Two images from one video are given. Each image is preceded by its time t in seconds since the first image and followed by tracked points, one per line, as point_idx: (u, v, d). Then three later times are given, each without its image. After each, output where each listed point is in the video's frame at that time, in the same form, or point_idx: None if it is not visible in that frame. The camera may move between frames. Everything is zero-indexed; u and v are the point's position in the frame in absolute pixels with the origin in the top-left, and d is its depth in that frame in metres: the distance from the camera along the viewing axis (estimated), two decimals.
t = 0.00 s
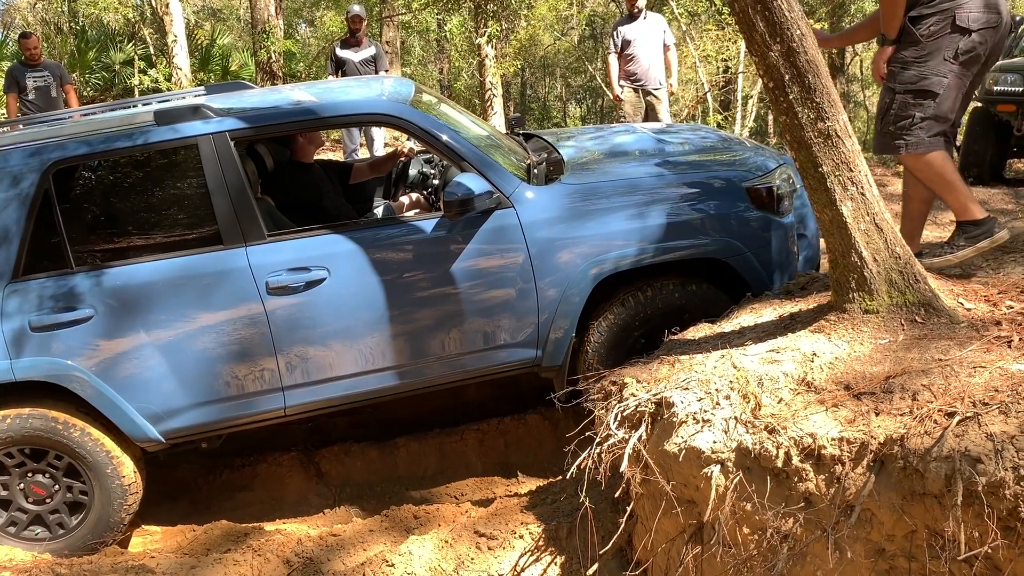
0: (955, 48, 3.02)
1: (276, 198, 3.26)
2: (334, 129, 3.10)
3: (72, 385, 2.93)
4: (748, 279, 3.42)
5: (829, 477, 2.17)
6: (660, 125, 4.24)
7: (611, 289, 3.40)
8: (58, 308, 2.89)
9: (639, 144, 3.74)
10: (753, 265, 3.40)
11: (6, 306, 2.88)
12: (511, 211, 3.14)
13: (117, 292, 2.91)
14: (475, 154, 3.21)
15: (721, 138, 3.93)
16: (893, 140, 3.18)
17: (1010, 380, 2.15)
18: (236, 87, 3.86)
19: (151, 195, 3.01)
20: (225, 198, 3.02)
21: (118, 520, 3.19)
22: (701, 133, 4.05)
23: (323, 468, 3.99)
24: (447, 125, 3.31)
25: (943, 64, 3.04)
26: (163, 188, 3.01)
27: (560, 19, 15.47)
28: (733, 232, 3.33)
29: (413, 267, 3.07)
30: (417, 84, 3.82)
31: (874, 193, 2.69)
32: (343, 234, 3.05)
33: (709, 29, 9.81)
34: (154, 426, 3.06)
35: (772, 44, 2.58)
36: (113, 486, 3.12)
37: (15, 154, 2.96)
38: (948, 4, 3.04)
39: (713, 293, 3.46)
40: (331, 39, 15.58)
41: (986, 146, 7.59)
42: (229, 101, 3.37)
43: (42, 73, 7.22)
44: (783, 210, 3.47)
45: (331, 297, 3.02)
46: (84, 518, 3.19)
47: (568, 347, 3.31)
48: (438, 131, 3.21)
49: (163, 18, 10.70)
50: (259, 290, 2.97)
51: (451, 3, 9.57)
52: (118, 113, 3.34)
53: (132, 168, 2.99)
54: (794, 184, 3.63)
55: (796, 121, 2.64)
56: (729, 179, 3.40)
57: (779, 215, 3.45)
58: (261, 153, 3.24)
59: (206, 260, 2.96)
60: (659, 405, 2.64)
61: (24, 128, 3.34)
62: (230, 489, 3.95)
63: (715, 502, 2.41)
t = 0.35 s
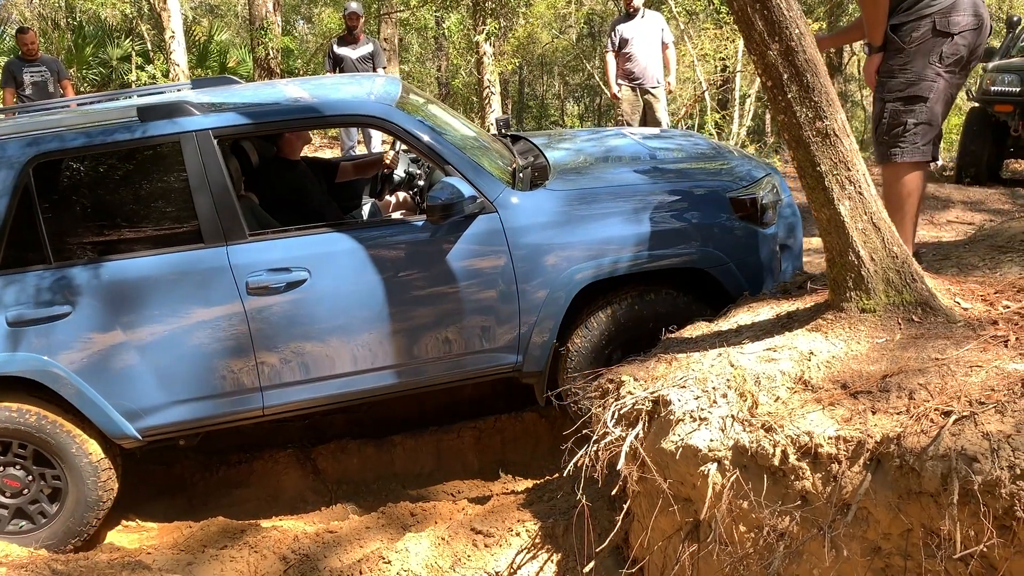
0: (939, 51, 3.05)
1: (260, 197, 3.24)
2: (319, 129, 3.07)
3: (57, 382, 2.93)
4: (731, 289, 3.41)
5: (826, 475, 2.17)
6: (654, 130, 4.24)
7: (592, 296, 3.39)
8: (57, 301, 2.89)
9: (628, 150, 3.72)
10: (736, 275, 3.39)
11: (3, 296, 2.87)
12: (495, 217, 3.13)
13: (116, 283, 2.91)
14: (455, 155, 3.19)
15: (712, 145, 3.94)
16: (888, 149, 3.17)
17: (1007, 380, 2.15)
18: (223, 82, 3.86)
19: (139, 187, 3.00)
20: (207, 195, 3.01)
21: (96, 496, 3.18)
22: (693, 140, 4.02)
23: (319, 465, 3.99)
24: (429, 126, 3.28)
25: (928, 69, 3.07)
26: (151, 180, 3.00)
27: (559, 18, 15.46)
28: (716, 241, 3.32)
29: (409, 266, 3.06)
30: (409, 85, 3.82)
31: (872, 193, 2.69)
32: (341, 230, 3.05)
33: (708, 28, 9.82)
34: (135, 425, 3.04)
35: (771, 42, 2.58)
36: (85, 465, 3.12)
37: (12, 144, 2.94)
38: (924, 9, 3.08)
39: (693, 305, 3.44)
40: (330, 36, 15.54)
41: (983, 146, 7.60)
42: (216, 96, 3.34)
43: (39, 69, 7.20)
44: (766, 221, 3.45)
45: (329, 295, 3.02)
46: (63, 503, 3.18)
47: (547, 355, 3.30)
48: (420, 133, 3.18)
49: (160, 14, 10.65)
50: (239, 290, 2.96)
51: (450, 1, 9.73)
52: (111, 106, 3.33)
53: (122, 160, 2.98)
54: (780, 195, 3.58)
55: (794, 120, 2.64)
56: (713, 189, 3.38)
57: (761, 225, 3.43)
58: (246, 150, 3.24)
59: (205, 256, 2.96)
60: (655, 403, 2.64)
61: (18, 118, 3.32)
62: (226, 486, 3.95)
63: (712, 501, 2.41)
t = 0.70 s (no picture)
0: (942, 65, 3.04)
1: (244, 200, 3.23)
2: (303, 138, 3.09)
3: (41, 381, 2.94)
4: (710, 314, 3.32)
5: (830, 485, 2.16)
6: (654, 151, 4.27)
7: (570, 315, 3.32)
8: (66, 297, 2.91)
9: (620, 171, 3.68)
10: (716, 302, 3.31)
11: (9, 291, 2.90)
12: (474, 233, 3.08)
13: (123, 281, 2.92)
14: (433, 167, 3.15)
15: (706, 169, 3.91)
16: (891, 162, 3.16)
17: (1014, 392, 2.14)
18: (212, 85, 3.98)
19: (130, 187, 3.00)
20: (186, 200, 3.00)
21: (61, 472, 3.15)
22: (690, 165, 3.97)
23: (322, 469, 3.99)
24: (411, 138, 3.25)
25: (933, 82, 3.06)
26: (142, 180, 3.00)
27: (567, 26, 15.52)
28: (699, 266, 3.24)
29: (411, 274, 3.05)
30: (405, 99, 3.92)
31: (880, 202, 2.69)
32: (347, 234, 3.05)
33: (716, 36, 9.83)
34: (115, 427, 3.05)
35: (780, 50, 2.58)
36: (42, 444, 3.09)
37: (22, 138, 2.94)
38: (928, 21, 3.04)
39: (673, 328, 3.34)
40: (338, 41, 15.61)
41: (990, 158, 7.58)
42: (215, 101, 3.40)
43: (48, 69, 7.24)
44: (749, 247, 3.37)
45: (333, 300, 3.02)
46: (32, 486, 3.17)
47: (524, 372, 3.24)
48: (399, 143, 3.15)
49: (170, 16, 10.69)
50: (215, 298, 2.95)
51: (458, 7, 9.78)
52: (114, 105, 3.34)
53: (123, 159, 2.99)
54: (765, 224, 3.50)
55: (803, 129, 2.64)
56: (696, 214, 3.30)
57: (743, 252, 3.35)
58: (232, 153, 3.26)
59: (212, 260, 2.96)
60: (660, 411, 2.63)
61: (24, 113, 3.33)
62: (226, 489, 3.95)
63: (716, 509, 2.40)
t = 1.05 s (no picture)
0: (972, 87, 3.05)
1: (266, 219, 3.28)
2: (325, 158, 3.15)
3: (67, 391, 3.00)
4: (729, 341, 3.29)
5: (859, 509, 2.15)
6: (679, 176, 4.27)
7: (587, 339, 3.32)
8: (98, 309, 2.98)
9: (643, 195, 3.68)
10: (736, 330, 3.28)
11: (45, 303, 2.97)
12: (492, 254, 3.11)
13: (154, 295, 2.99)
14: (454, 188, 3.19)
15: (731, 195, 3.91)
16: (919, 185, 3.14)
17: None
18: (240, 103, 4.09)
19: (159, 201, 3.08)
20: (210, 217, 3.06)
21: (77, 473, 3.17)
22: (716, 190, 3.96)
23: (346, 483, 4.02)
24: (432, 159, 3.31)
25: (965, 104, 3.05)
26: (170, 196, 3.08)
27: (594, 45, 15.63)
28: (717, 293, 3.23)
29: (436, 293, 3.09)
30: (431, 120, 3.98)
31: (911, 224, 2.67)
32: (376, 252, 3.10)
33: (744, 56, 9.85)
34: (139, 438, 3.10)
35: (811, 72, 2.59)
36: (55, 446, 3.12)
37: (61, 152, 3.04)
38: (959, 44, 3.05)
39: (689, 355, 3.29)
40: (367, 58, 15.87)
41: None
42: (245, 119, 3.49)
43: (85, 84, 7.45)
44: (769, 275, 3.35)
45: (362, 316, 3.06)
46: (51, 490, 3.20)
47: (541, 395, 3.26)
48: (419, 163, 3.20)
49: (204, 33, 10.94)
50: (236, 314, 3.01)
51: (486, 26, 9.85)
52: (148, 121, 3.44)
53: (155, 174, 3.07)
54: (785, 251, 3.49)
55: (834, 150, 2.64)
56: (714, 240, 3.29)
57: (762, 280, 3.33)
58: (258, 170, 3.24)
59: (242, 275, 3.02)
60: (687, 432, 2.62)
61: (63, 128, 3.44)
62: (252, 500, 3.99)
63: (743, 531, 2.37)
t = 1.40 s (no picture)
0: (1009, 100, 3.00)
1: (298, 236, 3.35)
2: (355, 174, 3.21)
3: (100, 403, 3.08)
4: (758, 359, 3.26)
5: (897, 530, 2.12)
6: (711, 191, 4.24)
7: (615, 356, 3.31)
8: (134, 322, 3.06)
9: (674, 212, 3.68)
10: (766, 348, 3.26)
11: (82, 314, 3.07)
12: (520, 270, 3.13)
13: (189, 308, 3.07)
14: (480, 202, 3.22)
15: (762, 212, 3.88)
16: (952, 201, 3.09)
17: None
18: (274, 120, 4.19)
19: (190, 215, 3.16)
20: (242, 232, 3.13)
21: (106, 481, 3.24)
22: (747, 207, 3.93)
23: (376, 497, 4.05)
24: (458, 173, 3.34)
25: (1001, 119, 3.01)
26: (202, 210, 3.16)
27: (625, 61, 15.66)
28: (746, 312, 3.21)
29: (465, 309, 3.12)
30: (460, 136, 4.04)
31: (948, 239, 2.63)
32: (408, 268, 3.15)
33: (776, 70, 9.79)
34: (172, 449, 3.17)
35: (846, 85, 2.58)
36: (84, 455, 3.19)
37: (99, 167, 3.14)
38: (994, 56, 3.01)
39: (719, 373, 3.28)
40: (399, 76, 16.12)
41: None
42: (278, 135, 3.57)
43: (122, 102, 7.68)
44: (800, 294, 3.33)
45: (393, 331, 3.11)
46: (82, 498, 3.27)
47: (567, 413, 3.26)
48: (447, 178, 3.24)
49: (239, 51, 11.19)
50: (266, 329, 3.07)
51: (516, 42, 10.12)
52: (184, 138, 3.55)
53: (187, 190, 3.16)
54: (818, 269, 3.46)
55: (869, 164, 2.62)
56: (744, 257, 3.27)
57: (793, 298, 3.31)
58: (289, 184, 3.33)
59: (276, 290, 3.08)
60: (721, 449, 2.60)
61: (105, 144, 3.56)
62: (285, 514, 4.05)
63: (778, 551, 2.35)
